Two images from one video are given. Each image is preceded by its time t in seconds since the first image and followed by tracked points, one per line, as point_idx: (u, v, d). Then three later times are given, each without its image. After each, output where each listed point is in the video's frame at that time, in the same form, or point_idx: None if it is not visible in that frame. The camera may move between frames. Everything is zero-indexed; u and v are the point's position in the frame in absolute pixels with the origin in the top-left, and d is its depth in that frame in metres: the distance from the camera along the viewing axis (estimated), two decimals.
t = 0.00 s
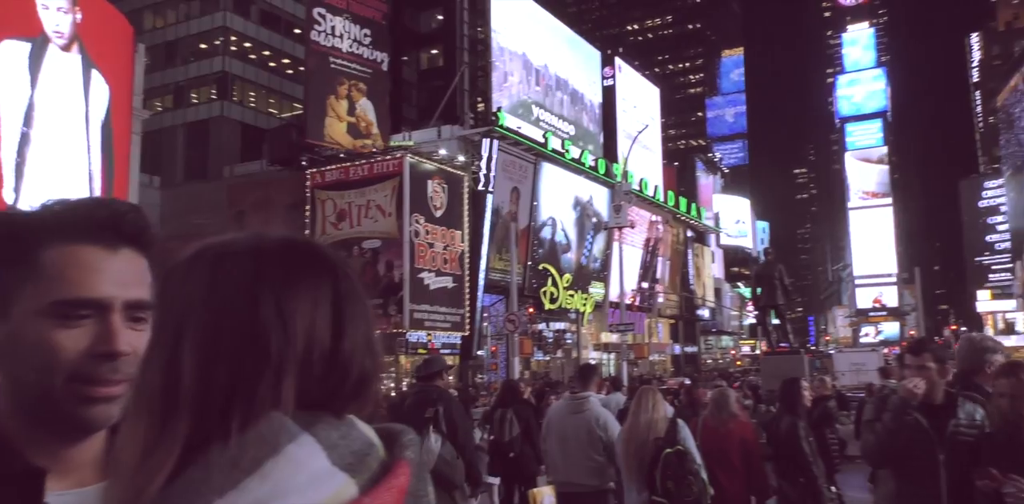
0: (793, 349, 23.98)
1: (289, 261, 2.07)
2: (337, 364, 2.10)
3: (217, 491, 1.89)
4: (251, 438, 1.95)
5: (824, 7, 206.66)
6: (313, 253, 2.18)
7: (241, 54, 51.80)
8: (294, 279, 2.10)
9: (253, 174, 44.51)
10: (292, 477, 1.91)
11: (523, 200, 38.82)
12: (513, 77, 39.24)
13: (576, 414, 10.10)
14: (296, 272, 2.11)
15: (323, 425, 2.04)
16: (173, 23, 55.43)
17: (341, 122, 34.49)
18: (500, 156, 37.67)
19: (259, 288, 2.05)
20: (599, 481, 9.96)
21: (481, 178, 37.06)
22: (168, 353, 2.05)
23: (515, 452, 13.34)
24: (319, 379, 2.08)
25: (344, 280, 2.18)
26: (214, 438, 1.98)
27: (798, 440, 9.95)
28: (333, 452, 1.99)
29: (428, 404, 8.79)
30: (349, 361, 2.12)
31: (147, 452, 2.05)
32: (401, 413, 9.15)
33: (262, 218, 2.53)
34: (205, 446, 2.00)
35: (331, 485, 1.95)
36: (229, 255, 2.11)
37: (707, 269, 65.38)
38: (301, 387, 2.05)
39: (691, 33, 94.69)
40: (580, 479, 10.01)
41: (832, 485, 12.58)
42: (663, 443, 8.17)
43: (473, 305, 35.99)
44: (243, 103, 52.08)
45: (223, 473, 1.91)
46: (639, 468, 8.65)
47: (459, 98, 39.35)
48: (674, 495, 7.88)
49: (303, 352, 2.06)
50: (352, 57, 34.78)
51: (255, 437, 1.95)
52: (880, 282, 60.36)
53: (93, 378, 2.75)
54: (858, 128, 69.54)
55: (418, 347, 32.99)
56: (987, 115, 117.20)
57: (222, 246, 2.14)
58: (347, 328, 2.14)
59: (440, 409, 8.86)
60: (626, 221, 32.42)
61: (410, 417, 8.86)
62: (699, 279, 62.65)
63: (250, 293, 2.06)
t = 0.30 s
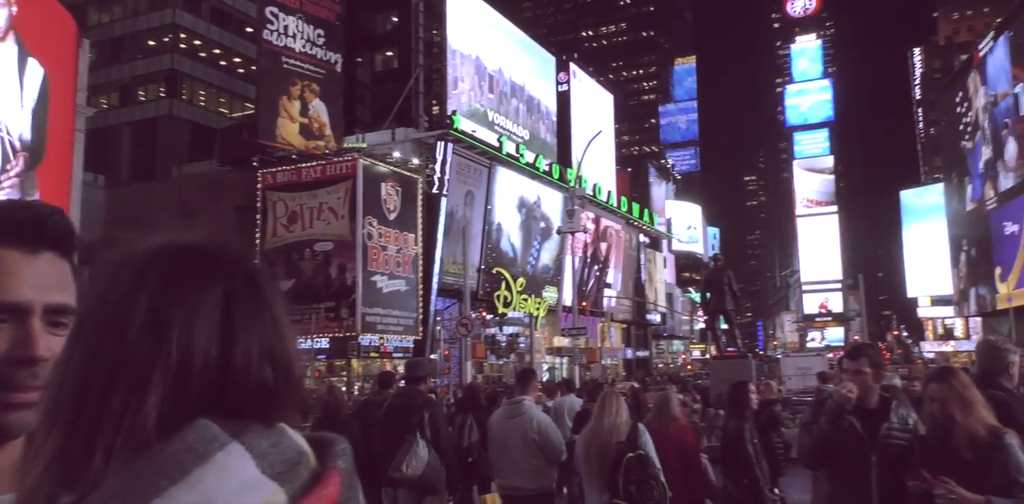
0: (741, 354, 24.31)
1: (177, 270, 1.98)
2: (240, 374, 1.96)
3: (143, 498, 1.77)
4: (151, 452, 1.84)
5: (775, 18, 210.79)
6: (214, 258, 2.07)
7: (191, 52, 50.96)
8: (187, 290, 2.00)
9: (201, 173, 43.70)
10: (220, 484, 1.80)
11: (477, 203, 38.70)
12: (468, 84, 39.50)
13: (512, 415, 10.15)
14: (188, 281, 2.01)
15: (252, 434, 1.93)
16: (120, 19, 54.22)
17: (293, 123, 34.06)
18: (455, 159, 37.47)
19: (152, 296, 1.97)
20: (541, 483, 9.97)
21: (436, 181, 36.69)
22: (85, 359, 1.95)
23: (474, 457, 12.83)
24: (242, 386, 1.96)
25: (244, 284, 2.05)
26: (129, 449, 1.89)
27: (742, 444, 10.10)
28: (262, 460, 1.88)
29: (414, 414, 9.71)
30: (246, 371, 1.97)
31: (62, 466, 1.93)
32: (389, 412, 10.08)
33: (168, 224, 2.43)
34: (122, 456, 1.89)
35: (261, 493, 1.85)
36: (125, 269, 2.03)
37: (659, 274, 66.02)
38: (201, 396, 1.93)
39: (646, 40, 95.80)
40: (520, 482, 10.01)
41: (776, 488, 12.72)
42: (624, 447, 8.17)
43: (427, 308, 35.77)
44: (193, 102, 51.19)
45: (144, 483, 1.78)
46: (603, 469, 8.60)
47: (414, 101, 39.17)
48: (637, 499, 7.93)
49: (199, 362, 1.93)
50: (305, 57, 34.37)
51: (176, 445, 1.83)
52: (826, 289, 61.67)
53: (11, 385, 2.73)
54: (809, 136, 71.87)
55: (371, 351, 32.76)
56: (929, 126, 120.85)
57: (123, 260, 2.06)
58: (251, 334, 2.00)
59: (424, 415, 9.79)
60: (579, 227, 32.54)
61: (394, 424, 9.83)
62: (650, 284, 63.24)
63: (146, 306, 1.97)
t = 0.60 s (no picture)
0: (694, 358, 24.64)
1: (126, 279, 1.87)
2: (187, 380, 1.92)
3: None
4: (90, 457, 1.77)
5: (730, 28, 213.86)
6: (163, 262, 1.98)
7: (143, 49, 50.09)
8: (138, 294, 1.91)
9: (152, 172, 42.91)
10: (147, 493, 1.72)
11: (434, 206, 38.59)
12: (433, 88, 39.75)
13: (454, 420, 10.11)
14: (136, 287, 1.91)
15: (181, 444, 1.84)
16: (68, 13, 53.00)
17: (248, 122, 33.57)
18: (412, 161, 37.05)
19: (96, 307, 1.85)
20: (485, 485, 9.90)
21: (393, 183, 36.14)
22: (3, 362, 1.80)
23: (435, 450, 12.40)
24: (175, 393, 1.90)
25: (197, 293, 1.98)
26: (58, 459, 1.80)
27: (690, 444, 10.24)
28: (188, 470, 1.78)
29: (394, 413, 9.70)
30: (202, 379, 1.94)
31: None
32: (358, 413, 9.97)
33: (115, 218, 2.30)
34: (46, 466, 1.80)
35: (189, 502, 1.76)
36: (66, 267, 1.90)
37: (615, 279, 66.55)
38: (150, 404, 1.87)
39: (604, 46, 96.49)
40: (465, 487, 9.92)
41: (725, 490, 12.89)
42: (588, 450, 8.19)
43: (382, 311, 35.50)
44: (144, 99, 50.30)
45: (75, 490, 1.72)
46: (565, 473, 8.53)
47: (371, 103, 38.97)
48: (604, 499, 7.96)
49: (150, 366, 1.87)
50: (260, 56, 33.99)
51: (104, 454, 1.76)
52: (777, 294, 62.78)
53: None
54: (759, 145, 72.51)
55: (325, 354, 32.98)
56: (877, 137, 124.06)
57: (62, 256, 1.94)
58: (199, 339, 1.94)
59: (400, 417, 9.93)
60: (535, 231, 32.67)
61: (362, 425, 9.80)
62: (606, 288, 63.75)
63: (88, 305, 1.85)
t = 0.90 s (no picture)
0: (653, 365, 24.82)
1: (42, 303, 2.03)
2: (113, 387, 2.09)
3: None
4: (9, 468, 2.00)
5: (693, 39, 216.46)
6: (87, 273, 2.16)
7: (100, 46, 49.19)
8: (59, 306, 2.07)
9: (107, 172, 42.11)
10: (64, 498, 2.01)
11: (397, 211, 38.23)
12: (398, 88, 39.38)
13: (411, 425, 10.01)
14: (62, 295, 2.09)
15: (105, 454, 2.11)
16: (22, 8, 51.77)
17: (208, 123, 32.99)
18: (375, 166, 36.66)
19: (14, 324, 2.01)
20: (439, 490, 9.83)
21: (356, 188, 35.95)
22: None
23: (392, 446, 11.18)
24: (93, 409, 2.07)
25: (121, 307, 2.14)
26: None
27: (650, 449, 10.25)
28: (112, 482, 2.09)
29: (351, 421, 9.47)
30: (127, 389, 2.11)
31: None
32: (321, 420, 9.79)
33: (51, 230, 2.52)
34: None
35: None
36: None
37: (577, 285, 66.85)
38: (69, 413, 2.04)
39: (569, 54, 96.97)
40: (419, 490, 9.85)
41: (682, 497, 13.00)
42: (551, 456, 8.09)
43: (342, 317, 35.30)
44: (101, 97, 49.37)
45: None
46: (530, 485, 8.13)
47: (334, 107, 38.89)
48: None
49: (71, 373, 2.02)
50: (222, 57, 33.54)
51: (25, 460, 2.01)
52: (737, 302, 63.58)
53: None
54: (721, 156, 72.63)
55: (285, 359, 33.66)
56: (834, 149, 126.54)
57: None
58: (124, 351, 2.11)
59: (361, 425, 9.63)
60: (499, 237, 32.74)
61: (331, 428, 9.57)
62: (569, 295, 64.08)
63: (7, 316, 2.02)
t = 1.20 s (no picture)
0: (616, 374, 24.91)
1: None
2: (52, 407, 2.15)
3: None
4: None
5: (658, 52, 218.97)
6: (33, 293, 2.23)
7: (60, 47, 48.31)
8: (4, 323, 2.13)
9: (66, 175, 41.26)
10: None
11: (363, 218, 37.61)
12: (360, 94, 38.78)
13: (372, 432, 9.86)
14: (5, 315, 2.14)
15: (37, 471, 2.18)
16: None
17: (171, 126, 32.52)
18: (342, 173, 36.04)
19: None
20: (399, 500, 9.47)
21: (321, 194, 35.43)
22: None
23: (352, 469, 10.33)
24: (33, 424, 2.13)
25: (67, 325, 2.21)
26: None
27: (612, 460, 10.27)
28: (43, 495, 2.15)
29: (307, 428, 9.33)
30: (67, 405, 2.17)
31: None
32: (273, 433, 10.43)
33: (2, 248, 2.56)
34: None
35: None
36: None
37: (543, 294, 66.95)
38: (8, 429, 2.10)
39: (537, 64, 97.48)
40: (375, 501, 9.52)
41: None
42: (514, 466, 7.96)
43: (306, 324, 34.97)
44: (61, 99, 48.46)
45: None
46: (489, 491, 8.07)
47: (300, 112, 38.59)
48: None
49: (14, 389, 2.08)
50: (186, 60, 33.10)
51: None
52: (701, 312, 64.16)
53: None
54: (687, 166, 73.25)
55: (246, 366, 32.43)
56: (796, 162, 128.74)
57: None
58: (64, 367, 2.16)
59: (316, 432, 9.43)
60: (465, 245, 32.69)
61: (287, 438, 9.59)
62: (535, 303, 64.23)
63: None
